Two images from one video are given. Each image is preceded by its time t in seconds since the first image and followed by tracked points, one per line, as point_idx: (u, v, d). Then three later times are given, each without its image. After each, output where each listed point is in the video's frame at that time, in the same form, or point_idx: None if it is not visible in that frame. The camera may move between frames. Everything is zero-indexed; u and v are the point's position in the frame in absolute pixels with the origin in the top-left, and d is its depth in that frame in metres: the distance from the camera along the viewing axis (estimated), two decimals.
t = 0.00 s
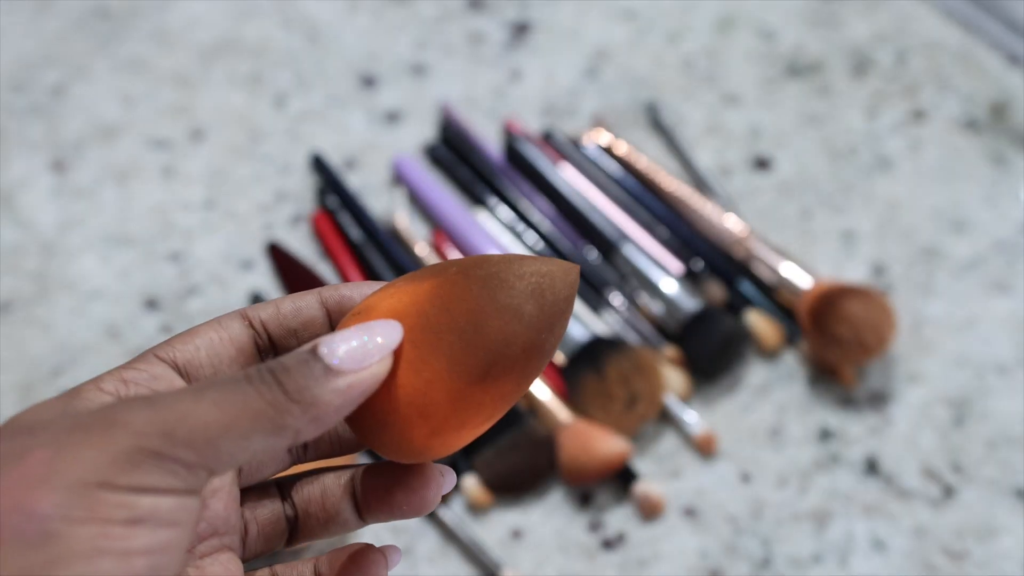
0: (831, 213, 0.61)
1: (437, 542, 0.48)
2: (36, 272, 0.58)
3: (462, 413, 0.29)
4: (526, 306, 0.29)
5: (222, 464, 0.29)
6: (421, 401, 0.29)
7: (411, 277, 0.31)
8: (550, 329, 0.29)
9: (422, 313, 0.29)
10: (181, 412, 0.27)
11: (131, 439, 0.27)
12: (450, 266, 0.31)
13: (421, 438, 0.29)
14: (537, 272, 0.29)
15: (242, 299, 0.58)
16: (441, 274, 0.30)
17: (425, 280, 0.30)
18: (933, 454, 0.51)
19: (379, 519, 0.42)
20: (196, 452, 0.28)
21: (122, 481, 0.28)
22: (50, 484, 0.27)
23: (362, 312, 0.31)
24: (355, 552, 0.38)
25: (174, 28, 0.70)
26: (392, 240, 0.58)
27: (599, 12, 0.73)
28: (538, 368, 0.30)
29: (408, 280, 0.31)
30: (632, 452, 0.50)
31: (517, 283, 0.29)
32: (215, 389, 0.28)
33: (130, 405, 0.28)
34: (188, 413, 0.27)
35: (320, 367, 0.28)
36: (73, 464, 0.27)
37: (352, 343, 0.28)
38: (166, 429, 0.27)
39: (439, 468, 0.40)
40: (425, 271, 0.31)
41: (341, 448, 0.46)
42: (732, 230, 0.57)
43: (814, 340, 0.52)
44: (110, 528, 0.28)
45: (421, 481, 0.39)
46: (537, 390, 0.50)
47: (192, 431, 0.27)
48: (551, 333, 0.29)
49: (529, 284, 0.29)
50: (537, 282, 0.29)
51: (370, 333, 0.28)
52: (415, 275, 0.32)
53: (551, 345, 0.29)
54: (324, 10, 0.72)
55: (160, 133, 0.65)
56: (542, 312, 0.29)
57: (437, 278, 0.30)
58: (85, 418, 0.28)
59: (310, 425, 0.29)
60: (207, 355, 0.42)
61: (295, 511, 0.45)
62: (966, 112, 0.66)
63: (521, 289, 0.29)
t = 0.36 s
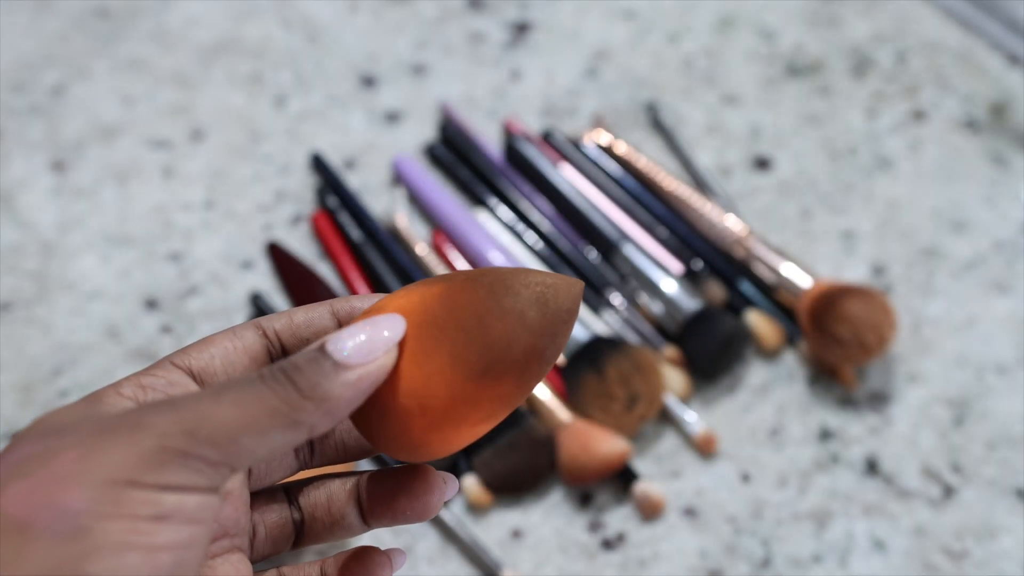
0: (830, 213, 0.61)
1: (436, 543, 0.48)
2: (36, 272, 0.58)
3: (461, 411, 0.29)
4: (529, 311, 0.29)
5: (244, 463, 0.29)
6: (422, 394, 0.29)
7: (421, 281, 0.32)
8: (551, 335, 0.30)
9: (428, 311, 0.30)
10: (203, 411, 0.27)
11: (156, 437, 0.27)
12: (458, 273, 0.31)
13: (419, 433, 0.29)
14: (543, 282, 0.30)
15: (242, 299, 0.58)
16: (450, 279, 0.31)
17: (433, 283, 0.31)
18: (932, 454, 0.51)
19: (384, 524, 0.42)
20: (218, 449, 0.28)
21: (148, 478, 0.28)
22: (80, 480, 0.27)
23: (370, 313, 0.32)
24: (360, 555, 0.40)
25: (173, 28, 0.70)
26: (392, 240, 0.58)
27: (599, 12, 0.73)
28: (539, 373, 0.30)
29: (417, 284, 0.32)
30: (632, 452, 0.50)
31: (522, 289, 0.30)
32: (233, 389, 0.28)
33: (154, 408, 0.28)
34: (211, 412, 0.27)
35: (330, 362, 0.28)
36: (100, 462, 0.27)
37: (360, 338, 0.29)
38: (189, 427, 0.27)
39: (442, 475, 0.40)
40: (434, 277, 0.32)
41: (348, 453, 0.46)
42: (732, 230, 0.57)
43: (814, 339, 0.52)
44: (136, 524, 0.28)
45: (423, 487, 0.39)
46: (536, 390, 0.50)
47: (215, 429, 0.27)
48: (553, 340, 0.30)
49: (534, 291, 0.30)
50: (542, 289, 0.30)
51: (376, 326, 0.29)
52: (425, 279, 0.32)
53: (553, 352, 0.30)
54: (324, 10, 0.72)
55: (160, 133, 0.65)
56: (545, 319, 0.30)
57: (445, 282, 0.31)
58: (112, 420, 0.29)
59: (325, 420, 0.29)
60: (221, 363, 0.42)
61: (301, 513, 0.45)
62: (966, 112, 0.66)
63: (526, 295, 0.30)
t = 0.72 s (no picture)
0: (830, 213, 0.61)
1: (437, 542, 0.48)
2: (36, 272, 0.58)
3: (468, 377, 0.29)
4: (535, 278, 0.29)
5: (258, 436, 0.29)
6: (429, 360, 0.29)
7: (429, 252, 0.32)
8: (558, 302, 0.30)
9: (436, 278, 0.30)
10: (217, 385, 0.27)
11: (169, 413, 0.27)
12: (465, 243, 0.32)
13: (427, 400, 0.30)
14: (549, 250, 0.30)
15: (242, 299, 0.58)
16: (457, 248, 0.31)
17: (440, 253, 0.31)
18: (932, 454, 0.51)
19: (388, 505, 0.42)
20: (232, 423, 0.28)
21: (160, 453, 0.27)
22: (91, 455, 0.27)
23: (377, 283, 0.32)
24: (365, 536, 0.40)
25: (173, 28, 0.70)
26: (392, 241, 0.58)
27: (599, 12, 0.73)
28: (546, 342, 0.30)
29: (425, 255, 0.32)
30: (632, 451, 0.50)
31: (529, 256, 0.30)
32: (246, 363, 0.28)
33: (165, 385, 0.28)
34: (224, 386, 0.27)
35: (335, 334, 0.28)
36: (113, 436, 0.27)
37: (366, 302, 0.29)
38: (202, 401, 0.27)
39: (448, 459, 0.40)
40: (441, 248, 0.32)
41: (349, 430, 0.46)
42: (732, 230, 0.57)
43: (814, 339, 0.52)
44: (148, 499, 0.28)
45: (429, 471, 0.39)
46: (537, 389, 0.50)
47: (229, 403, 0.27)
48: (560, 308, 0.30)
49: (540, 259, 0.30)
50: (548, 257, 0.30)
51: (383, 293, 0.29)
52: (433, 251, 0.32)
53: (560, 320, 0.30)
54: (324, 10, 0.72)
55: (160, 133, 0.65)
56: (551, 286, 0.29)
57: (453, 250, 0.31)
58: (124, 398, 0.29)
59: (335, 389, 0.29)
60: (226, 338, 0.42)
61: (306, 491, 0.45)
62: (966, 112, 0.66)
63: (532, 262, 0.29)
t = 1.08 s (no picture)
0: (830, 213, 0.61)
1: (436, 542, 0.48)
2: (36, 272, 0.58)
3: (420, 336, 0.29)
4: (499, 244, 0.29)
5: (231, 414, 0.30)
6: (384, 315, 0.29)
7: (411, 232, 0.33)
8: (522, 271, 0.29)
9: (402, 241, 0.30)
10: (188, 362, 0.28)
11: (143, 397, 0.28)
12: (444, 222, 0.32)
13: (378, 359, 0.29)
14: (522, 226, 0.30)
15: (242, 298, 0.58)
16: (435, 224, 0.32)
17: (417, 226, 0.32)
18: (932, 454, 0.51)
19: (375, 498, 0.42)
20: (206, 402, 0.28)
21: (137, 438, 0.28)
22: (69, 444, 0.27)
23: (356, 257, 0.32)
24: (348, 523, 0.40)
25: (173, 28, 0.70)
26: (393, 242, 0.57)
27: (599, 12, 0.73)
28: (509, 314, 0.29)
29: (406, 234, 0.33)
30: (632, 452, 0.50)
31: (497, 226, 0.29)
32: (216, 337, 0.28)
33: (135, 372, 0.28)
34: (194, 362, 0.28)
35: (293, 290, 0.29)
36: (90, 424, 0.27)
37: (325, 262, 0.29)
38: (175, 380, 0.28)
39: (433, 454, 0.41)
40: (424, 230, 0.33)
41: (336, 421, 0.45)
42: (732, 230, 0.57)
43: (814, 339, 0.52)
44: (128, 486, 0.28)
45: (412, 465, 0.40)
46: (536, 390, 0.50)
47: (202, 381, 0.28)
48: (525, 278, 0.29)
49: (509, 230, 0.29)
50: (518, 230, 0.29)
51: (345, 254, 0.30)
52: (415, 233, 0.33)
53: (525, 290, 0.29)
54: (324, 10, 0.72)
55: (160, 133, 0.65)
56: (516, 255, 0.29)
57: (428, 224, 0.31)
58: (95, 388, 0.29)
59: (304, 355, 0.30)
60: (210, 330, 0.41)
61: (292, 483, 0.44)
62: (966, 112, 0.66)
63: (500, 230, 0.29)
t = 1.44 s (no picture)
0: (830, 213, 0.61)
1: (436, 542, 0.48)
2: (36, 272, 0.58)
3: (447, 392, 0.29)
4: (520, 296, 0.29)
5: (217, 447, 0.30)
6: (408, 370, 0.29)
7: (409, 255, 0.31)
8: (538, 318, 0.29)
9: (422, 293, 0.29)
10: (183, 392, 0.27)
11: (133, 418, 0.28)
12: (445, 249, 0.30)
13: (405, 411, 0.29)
14: (534, 263, 0.29)
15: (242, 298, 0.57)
16: (434, 258, 0.30)
17: (425, 261, 0.30)
18: (932, 454, 0.51)
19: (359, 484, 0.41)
20: (196, 436, 0.28)
21: (122, 456, 0.28)
22: (57, 454, 0.28)
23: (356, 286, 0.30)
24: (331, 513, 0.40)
25: (173, 28, 0.70)
26: (393, 243, 0.57)
27: (598, 12, 0.73)
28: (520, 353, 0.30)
29: (406, 258, 0.31)
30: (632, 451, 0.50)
31: (514, 272, 0.29)
32: (221, 374, 0.28)
33: (133, 385, 0.28)
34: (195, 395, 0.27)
35: (314, 351, 0.28)
36: (80, 435, 0.28)
37: (349, 320, 0.28)
38: (171, 411, 0.27)
39: (417, 437, 0.39)
40: (421, 251, 0.31)
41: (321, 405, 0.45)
42: (732, 230, 0.57)
43: (814, 338, 0.52)
44: (114, 498, 0.29)
45: (396, 450, 0.39)
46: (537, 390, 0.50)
47: (195, 412, 0.27)
48: (540, 320, 0.30)
49: (525, 276, 0.29)
50: (532, 273, 0.29)
51: (365, 310, 0.28)
52: (412, 253, 0.31)
53: (533, 334, 0.30)
54: (324, 10, 0.72)
55: (160, 133, 0.65)
56: (534, 302, 0.29)
57: (435, 259, 0.30)
58: (90, 396, 0.29)
59: (302, 408, 0.29)
60: (187, 323, 0.42)
61: (275, 472, 0.44)
62: (966, 112, 0.66)
63: (518, 277, 0.29)
